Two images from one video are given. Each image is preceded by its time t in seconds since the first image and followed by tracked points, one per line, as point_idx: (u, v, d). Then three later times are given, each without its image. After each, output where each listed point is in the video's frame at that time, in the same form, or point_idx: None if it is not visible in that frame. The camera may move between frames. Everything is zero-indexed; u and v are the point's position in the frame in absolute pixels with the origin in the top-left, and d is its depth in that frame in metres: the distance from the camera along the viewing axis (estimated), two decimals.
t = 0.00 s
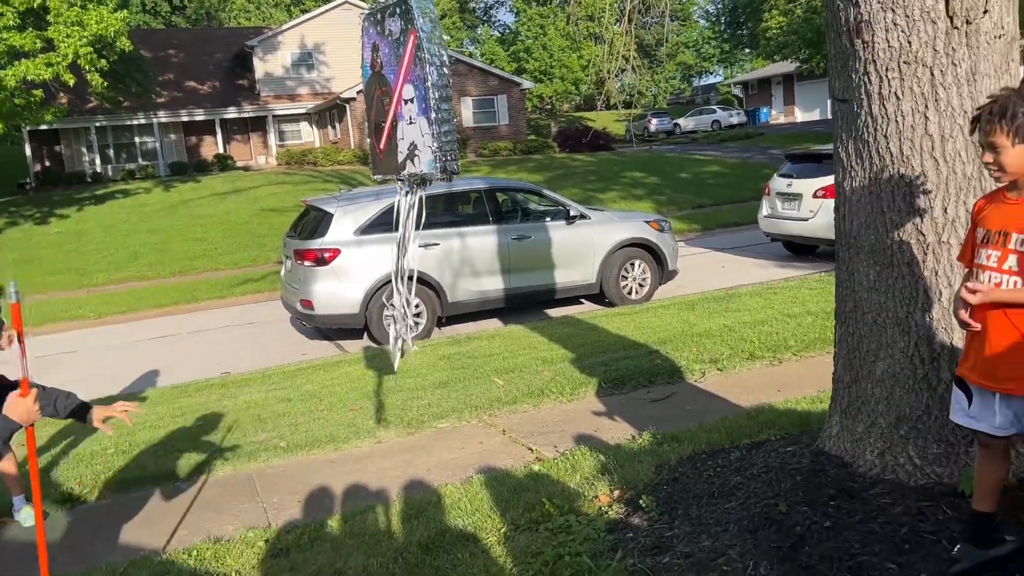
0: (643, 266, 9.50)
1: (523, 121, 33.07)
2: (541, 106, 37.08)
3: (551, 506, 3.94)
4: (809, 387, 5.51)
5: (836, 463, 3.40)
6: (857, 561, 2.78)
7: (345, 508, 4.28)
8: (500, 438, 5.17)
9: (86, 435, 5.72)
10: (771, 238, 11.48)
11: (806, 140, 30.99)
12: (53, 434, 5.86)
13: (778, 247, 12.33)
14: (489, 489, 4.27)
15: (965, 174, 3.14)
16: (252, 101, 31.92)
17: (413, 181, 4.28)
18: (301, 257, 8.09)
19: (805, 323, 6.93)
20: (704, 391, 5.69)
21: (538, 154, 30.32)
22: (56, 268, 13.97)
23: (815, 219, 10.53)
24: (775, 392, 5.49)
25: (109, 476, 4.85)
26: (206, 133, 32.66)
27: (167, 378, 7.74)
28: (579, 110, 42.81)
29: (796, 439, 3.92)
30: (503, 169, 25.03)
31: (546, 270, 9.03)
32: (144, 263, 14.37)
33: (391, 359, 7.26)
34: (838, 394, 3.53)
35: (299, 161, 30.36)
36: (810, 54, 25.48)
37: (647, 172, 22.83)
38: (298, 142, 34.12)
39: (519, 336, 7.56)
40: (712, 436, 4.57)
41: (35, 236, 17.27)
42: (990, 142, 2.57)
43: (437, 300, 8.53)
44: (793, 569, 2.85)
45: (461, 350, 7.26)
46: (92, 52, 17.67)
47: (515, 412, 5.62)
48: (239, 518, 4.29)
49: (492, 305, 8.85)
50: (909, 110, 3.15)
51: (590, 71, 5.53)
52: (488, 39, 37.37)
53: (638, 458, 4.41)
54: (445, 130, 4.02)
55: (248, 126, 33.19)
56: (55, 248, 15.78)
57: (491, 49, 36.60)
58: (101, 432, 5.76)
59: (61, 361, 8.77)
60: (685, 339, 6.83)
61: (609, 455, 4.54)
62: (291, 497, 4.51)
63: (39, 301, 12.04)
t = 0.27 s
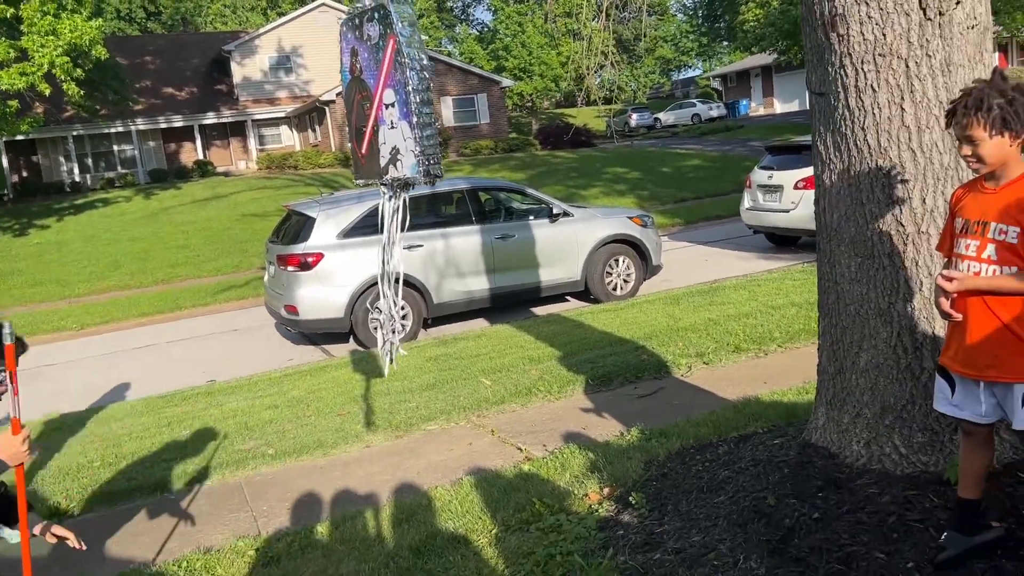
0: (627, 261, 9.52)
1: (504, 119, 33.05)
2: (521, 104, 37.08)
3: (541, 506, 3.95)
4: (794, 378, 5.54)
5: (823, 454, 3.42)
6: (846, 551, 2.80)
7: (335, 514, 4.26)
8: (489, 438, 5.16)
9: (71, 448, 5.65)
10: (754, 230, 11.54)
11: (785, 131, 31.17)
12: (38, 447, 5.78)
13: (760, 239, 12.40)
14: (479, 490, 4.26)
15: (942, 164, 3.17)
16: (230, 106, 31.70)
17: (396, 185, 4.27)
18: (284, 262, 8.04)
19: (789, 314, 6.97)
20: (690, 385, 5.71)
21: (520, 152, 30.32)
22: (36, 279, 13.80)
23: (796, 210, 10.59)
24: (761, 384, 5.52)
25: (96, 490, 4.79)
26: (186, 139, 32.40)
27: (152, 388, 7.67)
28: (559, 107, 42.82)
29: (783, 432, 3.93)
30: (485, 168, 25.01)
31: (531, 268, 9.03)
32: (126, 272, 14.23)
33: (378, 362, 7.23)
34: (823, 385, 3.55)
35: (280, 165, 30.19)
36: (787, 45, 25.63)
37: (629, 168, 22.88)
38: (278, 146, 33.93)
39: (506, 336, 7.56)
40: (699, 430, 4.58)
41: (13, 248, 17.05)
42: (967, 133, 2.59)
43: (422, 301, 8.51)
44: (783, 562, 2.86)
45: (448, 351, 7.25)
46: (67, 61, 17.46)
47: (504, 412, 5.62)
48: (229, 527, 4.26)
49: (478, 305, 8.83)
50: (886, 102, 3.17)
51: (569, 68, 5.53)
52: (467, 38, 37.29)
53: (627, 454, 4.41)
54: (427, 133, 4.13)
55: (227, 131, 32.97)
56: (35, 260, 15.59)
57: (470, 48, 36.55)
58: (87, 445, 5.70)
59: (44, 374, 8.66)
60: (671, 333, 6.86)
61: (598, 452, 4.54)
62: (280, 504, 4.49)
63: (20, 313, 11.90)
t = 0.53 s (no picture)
0: (622, 259, 9.54)
1: (496, 120, 33.05)
2: (513, 104, 37.08)
3: (540, 506, 3.94)
4: (792, 373, 5.54)
5: (821, 449, 3.43)
6: (846, 546, 2.80)
7: (335, 519, 4.24)
8: (487, 440, 5.16)
9: (69, 459, 5.62)
10: (748, 225, 11.55)
11: (777, 126, 31.23)
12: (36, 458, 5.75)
13: (754, 234, 12.42)
14: (479, 492, 4.26)
15: (934, 156, 3.17)
16: (222, 112, 31.65)
17: (390, 189, 4.25)
18: (279, 268, 8.02)
19: (785, 309, 6.98)
20: (688, 382, 5.71)
21: (513, 152, 30.32)
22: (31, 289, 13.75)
23: (790, 205, 10.61)
24: (758, 379, 5.53)
25: (95, 500, 4.76)
26: (178, 146, 32.33)
27: (149, 396, 7.64)
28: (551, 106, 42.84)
29: (781, 427, 3.93)
30: (479, 169, 25.00)
31: (526, 268, 9.03)
32: (121, 280, 14.19)
33: (375, 365, 7.22)
34: (820, 380, 3.55)
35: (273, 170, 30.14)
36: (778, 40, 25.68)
37: (622, 165, 22.90)
38: (270, 151, 33.89)
39: (503, 337, 7.55)
40: (698, 427, 4.58)
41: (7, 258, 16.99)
42: (959, 125, 2.59)
43: (418, 303, 8.50)
44: (784, 558, 2.86)
45: (446, 353, 7.24)
46: (57, 71, 17.43)
47: (502, 413, 5.61)
48: (229, 535, 4.25)
49: (474, 306, 8.82)
50: (877, 96, 3.18)
51: (560, 68, 5.53)
52: (458, 39, 37.28)
53: (626, 452, 4.41)
54: (420, 136, 4.02)
55: (220, 137, 32.91)
56: (29, 270, 15.54)
57: (461, 49, 36.54)
58: (85, 455, 5.67)
59: (40, 384, 8.61)
60: (667, 330, 6.86)
61: (597, 451, 4.54)
62: (281, 510, 4.48)
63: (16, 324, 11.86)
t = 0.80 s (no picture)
0: (625, 258, 9.53)
1: (497, 120, 33.04)
2: (515, 103, 37.07)
3: (547, 505, 3.94)
4: (798, 369, 5.52)
5: (828, 445, 3.41)
6: (855, 542, 2.78)
7: (342, 521, 4.24)
8: (493, 440, 5.15)
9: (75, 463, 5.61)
10: (751, 222, 11.53)
11: (779, 123, 31.18)
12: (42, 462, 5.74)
13: (758, 231, 12.39)
14: (485, 492, 4.25)
15: (938, 150, 3.16)
16: (224, 115, 31.68)
17: (390, 189, 4.22)
18: (282, 269, 8.02)
19: (790, 305, 6.96)
20: (693, 380, 5.70)
21: (515, 152, 30.31)
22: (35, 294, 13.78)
23: (793, 201, 10.58)
24: (764, 376, 5.51)
25: (101, 503, 4.76)
26: (180, 149, 32.36)
27: (154, 400, 7.64)
28: (553, 105, 42.85)
29: (787, 424, 3.91)
30: (481, 168, 25.00)
31: (529, 267, 9.02)
32: (124, 284, 14.22)
33: (380, 366, 7.22)
34: (826, 376, 3.54)
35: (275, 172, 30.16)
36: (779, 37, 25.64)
37: (624, 164, 22.88)
38: (272, 153, 33.96)
39: (507, 336, 7.54)
40: (704, 425, 4.56)
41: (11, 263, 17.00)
42: (963, 119, 2.57)
43: (421, 303, 8.49)
44: (793, 555, 2.85)
45: (450, 353, 7.23)
46: (58, 76, 17.41)
47: (507, 413, 5.60)
48: (236, 537, 4.25)
49: (477, 306, 8.81)
50: (881, 90, 3.16)
51: (561, 66, 5.51)
52: (458, 39, 37.29)
53: (632, 451, 4.40)
54: (420, 135, 3.85)
55: (221, 139, 32.94)
56: (33, 275, 15.56)
57: (461, 49, 36.54)
58: (91, 459, 5.66)
59: (45, 389, 8.61)
60: (672, 328, 6.84)
61: (603, 450, 4.53)
62: (287, 512, 4.47)
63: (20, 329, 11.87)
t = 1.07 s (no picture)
0: (630, 257, 9.52)
1: (503, 119, 33.06)
2: (520, 103, 37.09)
3: (549, 505, 3.94)
4: (802, 370, 5.51)
5: (830, 446, 3.41)
6: (856, 544, 2.78)
7: (346, 520, 4.26)
8: (496, 440, 5.15)
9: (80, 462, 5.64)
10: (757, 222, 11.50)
11: (785, 121, 31.10)
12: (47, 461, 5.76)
13: (763, 231, 12.36)
14: (488, 492, 4.25)
15: (941, 150, 3.14)
16: (230, 114, 31.77)
17: (388, 191, 4.22)
18: (288, 269, 8.04)
19: (795, 305, 6.95)
20: (697, 380, 5.69)
21: (521, 151, 30.32)
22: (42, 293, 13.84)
23: (799, 201, 10.56)
24: (768, 376, 5.50)
25: (105, 503, 4.78)
26: (186, 149, 32.47)
27: (160, 399, 7.66)
28: (558, 104, 42.82)
29: (791, 425, 3.90)
30: (486, 168, 25.01)
31: (534, 267, 9.03)
32: (131, 283, 14.27)
33: (384, 365, 7.24)
34: (829, 377, 3.54)
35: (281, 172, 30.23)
36: (785, 35, 25.58)
37: (629, 163, 22.86)
38: (279, 153, 34.05)
39: (511, 336, 7.54)
40: (707, 425, 4.55)
41: (18, 262, 17.06)
42: (964, 120, 2.57)
43: (426, 303, 8.50)
44: (794, 556, 2.85)
45: (454, 353, 7.24)
46: (63, 76, 17.50)
47: (510, 413, 5.60)
48: (240, 536, 4.26)
49: (482, 306, 8.83)
50: (884, 91, 3.15)
51: (566, 66, 5.51)
52: (464, 38, 37.30)
53: (635, 451, 4.40)
54: (416, 137, 3.88)
55: (228, 139, 33.05)
56: (40, 274, 15.62)
57: (467, 49, 36.55)
58: (96, 458, 5.69)
59: (53, 388, 8.64)
60: (676, 328, 6.84)
61: (606, 450, 4.53)
62: (291, 512, 4.49)
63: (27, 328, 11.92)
